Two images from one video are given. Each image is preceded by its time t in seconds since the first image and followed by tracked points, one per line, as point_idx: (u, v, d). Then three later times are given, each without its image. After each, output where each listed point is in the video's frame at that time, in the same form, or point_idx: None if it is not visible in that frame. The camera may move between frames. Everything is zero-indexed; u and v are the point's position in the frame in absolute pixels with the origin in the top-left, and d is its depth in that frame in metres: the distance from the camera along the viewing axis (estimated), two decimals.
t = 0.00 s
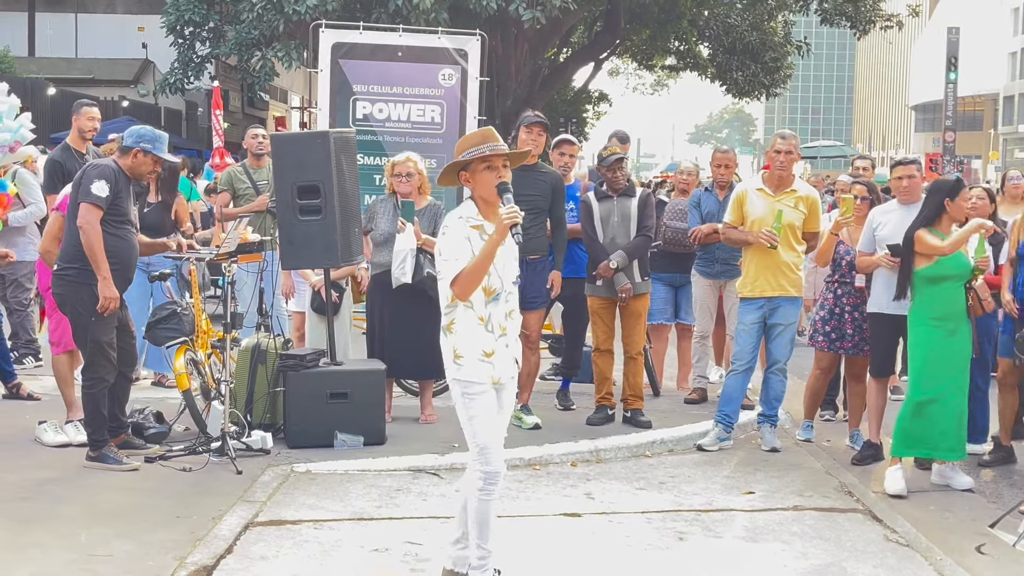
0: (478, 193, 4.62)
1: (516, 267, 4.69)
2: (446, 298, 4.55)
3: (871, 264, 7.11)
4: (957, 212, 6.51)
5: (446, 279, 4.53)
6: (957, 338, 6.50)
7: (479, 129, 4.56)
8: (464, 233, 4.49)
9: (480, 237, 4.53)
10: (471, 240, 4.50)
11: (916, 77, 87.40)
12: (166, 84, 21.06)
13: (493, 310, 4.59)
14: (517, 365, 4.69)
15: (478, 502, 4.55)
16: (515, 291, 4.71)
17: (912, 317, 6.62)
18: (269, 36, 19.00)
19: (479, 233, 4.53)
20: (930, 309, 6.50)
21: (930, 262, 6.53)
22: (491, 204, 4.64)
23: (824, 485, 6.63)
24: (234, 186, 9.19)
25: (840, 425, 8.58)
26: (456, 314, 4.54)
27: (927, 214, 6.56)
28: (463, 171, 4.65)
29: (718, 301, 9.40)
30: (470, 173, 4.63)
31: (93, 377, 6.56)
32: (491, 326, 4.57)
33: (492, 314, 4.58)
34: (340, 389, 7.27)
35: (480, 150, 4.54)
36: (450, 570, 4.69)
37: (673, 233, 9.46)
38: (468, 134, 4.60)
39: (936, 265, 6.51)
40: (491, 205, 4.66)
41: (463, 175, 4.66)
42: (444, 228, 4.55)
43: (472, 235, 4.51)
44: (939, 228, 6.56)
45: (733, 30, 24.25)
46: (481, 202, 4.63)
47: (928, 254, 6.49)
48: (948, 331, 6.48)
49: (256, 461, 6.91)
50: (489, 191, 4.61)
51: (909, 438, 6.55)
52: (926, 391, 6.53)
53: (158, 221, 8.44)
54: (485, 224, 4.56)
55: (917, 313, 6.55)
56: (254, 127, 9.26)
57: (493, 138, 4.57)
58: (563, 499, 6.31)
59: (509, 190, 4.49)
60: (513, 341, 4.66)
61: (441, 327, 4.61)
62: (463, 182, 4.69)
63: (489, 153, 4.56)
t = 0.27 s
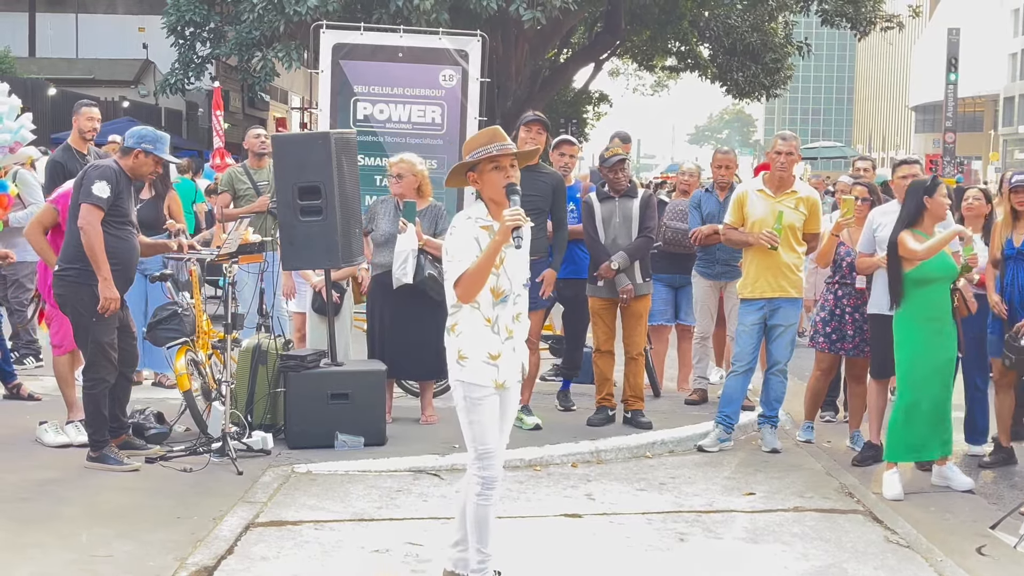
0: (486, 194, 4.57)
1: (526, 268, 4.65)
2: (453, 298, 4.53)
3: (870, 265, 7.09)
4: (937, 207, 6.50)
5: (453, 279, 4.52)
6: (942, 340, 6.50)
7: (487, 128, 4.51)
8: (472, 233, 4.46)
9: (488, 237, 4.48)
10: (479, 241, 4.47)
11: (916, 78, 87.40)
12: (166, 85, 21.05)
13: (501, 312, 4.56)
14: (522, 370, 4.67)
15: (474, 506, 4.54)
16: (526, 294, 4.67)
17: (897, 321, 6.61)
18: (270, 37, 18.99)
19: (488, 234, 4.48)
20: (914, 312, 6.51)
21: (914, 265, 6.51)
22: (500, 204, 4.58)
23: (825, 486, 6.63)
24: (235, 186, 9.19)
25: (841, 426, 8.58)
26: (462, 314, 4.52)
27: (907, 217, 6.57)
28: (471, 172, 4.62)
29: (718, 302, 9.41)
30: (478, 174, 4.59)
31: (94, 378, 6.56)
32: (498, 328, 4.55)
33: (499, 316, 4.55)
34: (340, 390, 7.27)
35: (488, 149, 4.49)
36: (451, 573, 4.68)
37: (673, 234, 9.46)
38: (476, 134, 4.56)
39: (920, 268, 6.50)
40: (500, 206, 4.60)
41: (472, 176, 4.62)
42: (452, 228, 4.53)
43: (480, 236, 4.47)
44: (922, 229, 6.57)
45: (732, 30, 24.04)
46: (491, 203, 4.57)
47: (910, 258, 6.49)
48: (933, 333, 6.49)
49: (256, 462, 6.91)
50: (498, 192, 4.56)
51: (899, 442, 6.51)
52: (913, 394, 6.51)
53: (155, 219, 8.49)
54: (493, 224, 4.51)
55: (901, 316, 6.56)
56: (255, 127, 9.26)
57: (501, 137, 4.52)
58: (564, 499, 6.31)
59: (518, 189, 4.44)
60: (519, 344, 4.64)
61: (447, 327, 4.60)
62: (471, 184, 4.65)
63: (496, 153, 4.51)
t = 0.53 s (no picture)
0: (491, 198, 4.51)
1: (534, 274, 4.57)
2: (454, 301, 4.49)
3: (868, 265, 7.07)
4: (915, 208, 6.49)
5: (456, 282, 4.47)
6: (927, 340, 6.51)
7: (491, 132, 4.46)
8: (476, 236, 4.40)
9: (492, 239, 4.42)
10: (484, 243, 4.40)
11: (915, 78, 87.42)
12: (166, 85, 21.04)
13: (502, 317, 4.49)
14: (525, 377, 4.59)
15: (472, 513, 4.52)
16: (530, 301, 4.59)
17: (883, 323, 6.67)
18: (270, 37, 18.99)
19: (492, 237, 4.42)
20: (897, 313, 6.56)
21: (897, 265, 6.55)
22: (504, 209, 4.52)
23: (824, 486, 6.63)
24: (234, 186, 9.19)
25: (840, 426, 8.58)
26: (462, 318, 4.46)
27: (887, 219, 6.64)
28: (476, 177, 4.56)
29: (717, 303, 9.41)
30: (483, 178, 4.53)
31: (93, 378, 6.56)
32: (499, 333, 4.48)
33: (500, 321, 4.48)
34: (340, 390, 7.27)
35: (492, 154, 4.44)
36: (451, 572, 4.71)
37: (672, 234, 9.46)
38: (480, 138, 4.50)
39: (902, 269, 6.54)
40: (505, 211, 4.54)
41: (476, 180, 4.56)
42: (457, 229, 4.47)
43: (484, 238, 4.41)
44: (905, 230, 6.61)
45: (733, 31, 24.22)
46: (495, 208, 4.51)
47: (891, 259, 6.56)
48: (917, 333, 6.51)
49: (256, 462, 6.91)
50: (504, 197, 4.50)
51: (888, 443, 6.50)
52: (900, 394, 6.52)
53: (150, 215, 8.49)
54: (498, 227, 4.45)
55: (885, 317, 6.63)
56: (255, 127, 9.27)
57: (505, 141, 4.46)
58: (564, 500, 6.31)
59: (523, 192, 4.38)
60: (521, 351, 4.56)
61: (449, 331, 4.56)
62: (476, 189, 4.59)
63: (501, 156, 4.45)
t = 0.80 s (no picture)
0: (501, 199, 4.48)
1: (534, 281, 4.55)
2: (454, 302, 4.43)
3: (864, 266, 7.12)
4: (897, 216, 6.42)
5: (459, 282, 4.42)
6: (912, 346, 6.46)
7: (504, 132, 4.44)
8: (485, 238, 4.36)
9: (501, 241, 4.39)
10: (492, 245, 4.37)
11: (913, 78, 87.47)
12: (163, 84, 21.03)
13: (502, 320, 4.43)
14: (524, 381, 4.53)
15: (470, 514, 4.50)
16: (530, 305, 4.54)
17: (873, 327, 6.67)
18: (267, 36, 18.99)
19: (500, 238, 4.39)
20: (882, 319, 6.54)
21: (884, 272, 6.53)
22: (514, 210, 4.49)
23: (821, 486, 6.64)
24: (232, 185, 9.19)
25: (837, 426, 8.59)
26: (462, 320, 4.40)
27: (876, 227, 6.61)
28: (487, 177, 4.52)
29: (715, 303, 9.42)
30: (494, 178, 4.50)
31: (90, 377, 6.56)
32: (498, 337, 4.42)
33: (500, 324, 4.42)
34: (337, 389, 7.27)
35: (504, 154, 4.41)
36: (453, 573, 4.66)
37: (669, 234, 9.46)
38: (491, 138, 4.47)
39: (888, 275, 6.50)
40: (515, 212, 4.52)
41: (487, 181, 4.52)
42: (465, 230, 4.42)
43: (493, 241, 4.37)
44: (894, 237, 6.55)
45: (731, 31, 24.35)
46: (506, 208, 4.48)
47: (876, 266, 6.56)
48: (900, 339, 6.47)
49: (253, 462, 6.91)
50: (515, 197, 4.47)
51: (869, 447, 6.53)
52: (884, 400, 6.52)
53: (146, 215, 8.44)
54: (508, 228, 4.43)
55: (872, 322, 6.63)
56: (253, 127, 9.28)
57: (517, 141, 4.45)
58: (561, 499, 6.32)
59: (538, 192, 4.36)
60: (520, 354, 4.50)
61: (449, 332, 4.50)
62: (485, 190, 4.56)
63: (514, 157, 4.43)
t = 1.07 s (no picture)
0: (513, 194, 4.44)
1: (543, 280, 4.54)
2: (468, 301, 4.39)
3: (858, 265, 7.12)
4: (886, 213, 6.48)
5: (475, 282, 4.37)
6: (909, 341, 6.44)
7: (517, 127, 4.41)
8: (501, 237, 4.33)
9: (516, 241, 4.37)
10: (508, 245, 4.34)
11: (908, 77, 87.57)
12: (158, 83, 21.01)
13: (516, 318, 4.41)
14: (535, 380, 4.50)
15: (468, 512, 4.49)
16: (540, 303, 4.53)
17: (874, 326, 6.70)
18: (263, 34, 18.97)
19: (514, 237, 4.36)
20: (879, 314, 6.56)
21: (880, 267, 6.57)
22: (525, 205, 4.46)
23: (816, 484, 6.64)
24: (227, 182, 9.18)
25: (832, 424, 8.60)
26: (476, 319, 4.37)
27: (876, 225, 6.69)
28: (498, 172, 4.48)
29: (710, 301, 9.42)
30: (506, 173, 4.45)
31: (86, 375, 6.55)
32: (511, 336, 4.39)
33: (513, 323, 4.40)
34: (332, 388, 7.25)
35: (516, 150, 4.38)
36: None
37: (665, 232, 9.46)
38: (503, 133, 4.43)
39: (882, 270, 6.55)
40: (525, 207, 4.48)
41: (498, 176, 4.48)
42: (479, 229, 4.37)
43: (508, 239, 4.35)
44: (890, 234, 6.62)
45: (726, 30, 24.28)
46: (517, 204, 4.45)
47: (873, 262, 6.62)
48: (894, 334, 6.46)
49: (248, 460, 6.91)
50: (527, 192, 4.44)
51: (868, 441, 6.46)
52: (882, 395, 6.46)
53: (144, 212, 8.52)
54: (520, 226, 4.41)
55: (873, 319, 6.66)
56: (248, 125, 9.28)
57: (530, 136, 4.42)
58: (557, 497, 6.32)
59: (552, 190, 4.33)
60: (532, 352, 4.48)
61: (460, 331, 4.46)
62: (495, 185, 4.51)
63: (527, 152, 4.39)
